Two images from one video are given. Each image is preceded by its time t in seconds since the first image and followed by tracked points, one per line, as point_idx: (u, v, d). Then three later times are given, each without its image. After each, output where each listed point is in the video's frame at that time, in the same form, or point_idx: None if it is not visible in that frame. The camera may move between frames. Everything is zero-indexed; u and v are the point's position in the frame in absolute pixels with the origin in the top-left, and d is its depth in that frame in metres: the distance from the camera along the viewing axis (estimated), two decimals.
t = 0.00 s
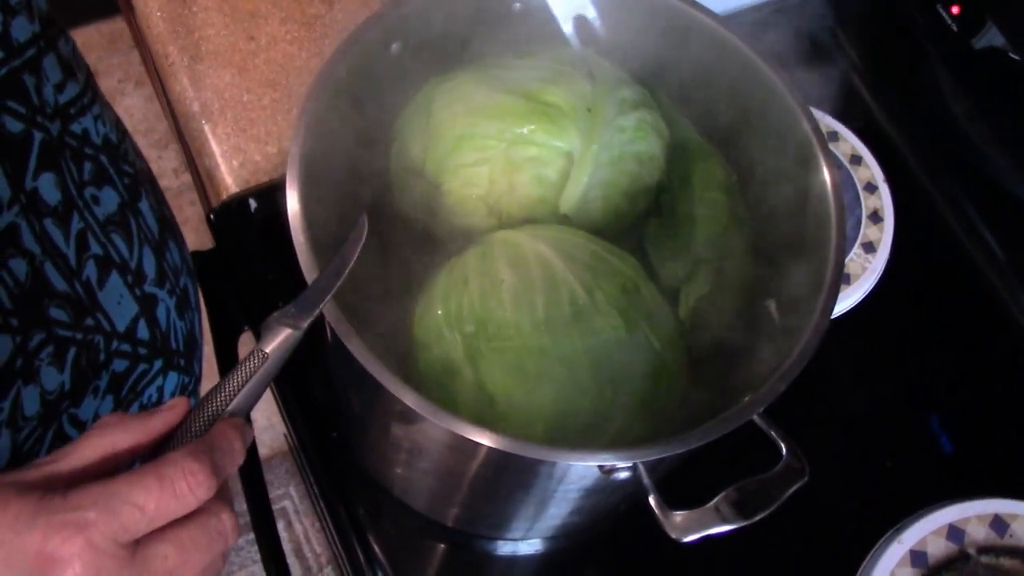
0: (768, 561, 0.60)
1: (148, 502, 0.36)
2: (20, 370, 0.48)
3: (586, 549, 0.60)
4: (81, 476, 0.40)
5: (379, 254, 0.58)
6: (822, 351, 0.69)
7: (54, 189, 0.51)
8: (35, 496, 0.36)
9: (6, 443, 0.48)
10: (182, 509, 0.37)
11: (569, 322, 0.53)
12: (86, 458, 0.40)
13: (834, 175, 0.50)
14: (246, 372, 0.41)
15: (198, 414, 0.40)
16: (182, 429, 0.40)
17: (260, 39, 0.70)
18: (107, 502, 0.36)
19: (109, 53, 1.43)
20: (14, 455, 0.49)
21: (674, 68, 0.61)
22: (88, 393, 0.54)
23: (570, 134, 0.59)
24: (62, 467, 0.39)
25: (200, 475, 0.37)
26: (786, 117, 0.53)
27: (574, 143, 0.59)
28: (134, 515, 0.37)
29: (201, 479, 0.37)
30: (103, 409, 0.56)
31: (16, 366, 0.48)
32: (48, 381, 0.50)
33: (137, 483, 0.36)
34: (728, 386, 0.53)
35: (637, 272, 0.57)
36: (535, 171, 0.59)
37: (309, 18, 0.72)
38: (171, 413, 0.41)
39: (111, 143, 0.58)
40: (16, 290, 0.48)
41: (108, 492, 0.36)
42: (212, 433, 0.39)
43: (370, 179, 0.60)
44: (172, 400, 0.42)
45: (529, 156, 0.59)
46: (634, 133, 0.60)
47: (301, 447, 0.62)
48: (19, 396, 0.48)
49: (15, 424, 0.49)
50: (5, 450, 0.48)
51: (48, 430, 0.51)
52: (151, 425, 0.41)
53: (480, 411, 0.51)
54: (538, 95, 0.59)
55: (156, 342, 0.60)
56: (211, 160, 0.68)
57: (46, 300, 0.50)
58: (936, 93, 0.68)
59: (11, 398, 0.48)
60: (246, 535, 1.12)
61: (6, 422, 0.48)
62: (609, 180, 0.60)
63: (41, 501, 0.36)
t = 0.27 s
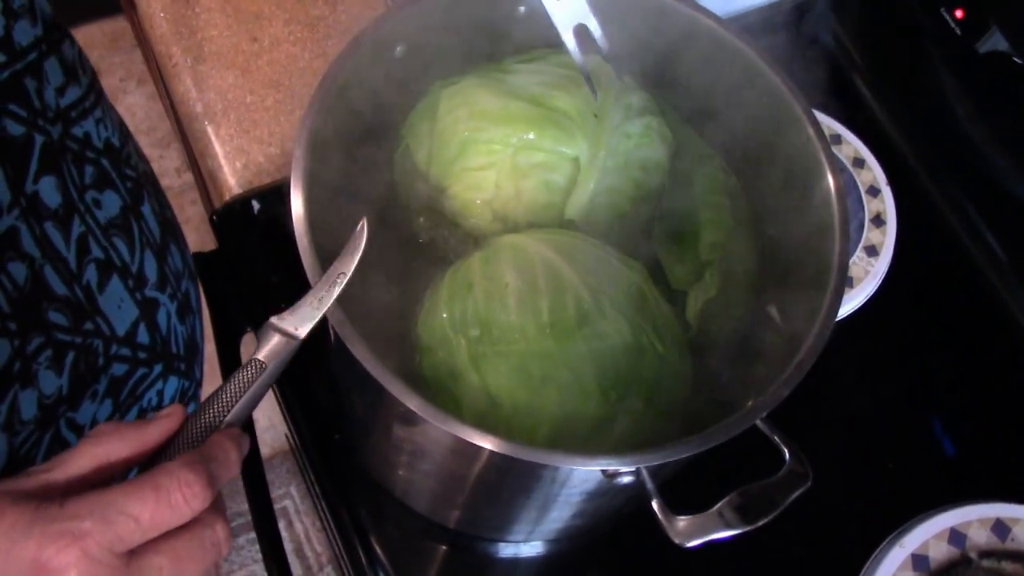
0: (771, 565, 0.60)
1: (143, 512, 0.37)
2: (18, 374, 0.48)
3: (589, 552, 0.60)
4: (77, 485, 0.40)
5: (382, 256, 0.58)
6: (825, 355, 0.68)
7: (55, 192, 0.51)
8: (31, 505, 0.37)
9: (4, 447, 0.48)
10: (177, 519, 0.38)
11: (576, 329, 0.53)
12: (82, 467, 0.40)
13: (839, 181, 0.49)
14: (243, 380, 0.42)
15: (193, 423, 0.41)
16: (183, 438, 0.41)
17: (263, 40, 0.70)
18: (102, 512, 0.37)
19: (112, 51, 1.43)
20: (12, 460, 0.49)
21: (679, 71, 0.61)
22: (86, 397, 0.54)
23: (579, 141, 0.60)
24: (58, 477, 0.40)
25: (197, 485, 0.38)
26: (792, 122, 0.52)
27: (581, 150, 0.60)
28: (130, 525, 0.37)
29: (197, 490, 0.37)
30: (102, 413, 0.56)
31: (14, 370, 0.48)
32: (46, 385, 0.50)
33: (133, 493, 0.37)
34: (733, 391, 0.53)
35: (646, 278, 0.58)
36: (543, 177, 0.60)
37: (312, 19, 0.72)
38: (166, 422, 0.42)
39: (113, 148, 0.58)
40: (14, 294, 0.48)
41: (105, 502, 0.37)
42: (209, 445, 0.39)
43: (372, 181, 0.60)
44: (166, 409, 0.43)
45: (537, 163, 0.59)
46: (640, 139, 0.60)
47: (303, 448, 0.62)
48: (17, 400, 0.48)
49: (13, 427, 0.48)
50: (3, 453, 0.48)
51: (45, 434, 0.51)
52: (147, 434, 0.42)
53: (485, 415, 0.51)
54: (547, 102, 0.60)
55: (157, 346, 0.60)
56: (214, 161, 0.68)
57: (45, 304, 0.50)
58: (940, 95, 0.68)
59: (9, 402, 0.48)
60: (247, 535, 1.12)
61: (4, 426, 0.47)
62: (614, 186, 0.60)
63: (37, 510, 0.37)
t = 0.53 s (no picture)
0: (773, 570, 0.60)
1: (141, 524, 0.36)
2: (16, 373, 0.47)
3: (591, 556, 0.60)
4: (73, 495, 0.39)
5: (385, 256, 0.58)
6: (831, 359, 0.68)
7: (53, 190, 0.51)
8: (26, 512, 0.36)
9: (3, 447, 0.47)
10: (175, 531, 0.37)
11: (581, 333, 0.52)
12: (80, 477, 0.39)
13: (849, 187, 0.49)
14: (246, 392, 0.41)
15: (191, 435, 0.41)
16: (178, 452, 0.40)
17: (268, 38, 0.70)
18: (99, 522, 0.36)
19: (115, 47, 1.42)
20: (10, 461, 0.47)
21: (686, 72, 0.61)
22: (86, 395, 0.53)
23: (581, 140, 0.59)
24: (54, 486, 0.38)
25: (196, 497, 0.37)
26: (801, 126, 0.52)
27: (583, 151, 0.59)
28: (127, 535, 0.36)
29: (197, 502, 0.37)
30: (100, 411, 0.55)
31: (12, 369, 0.47)
32: (44, 384, 0.49)
33: (130, 504, 0.36)
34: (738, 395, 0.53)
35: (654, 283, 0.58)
36: (547, 179, 0.59)
37: (318, 17, 0.71)
38: (166, 433, 0.40)
39: (109, 145, 0.58)
40: (12, 294, 0.47)
41: (101, 512, 0.36)
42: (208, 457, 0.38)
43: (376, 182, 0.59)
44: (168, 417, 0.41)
45: (541, 164, 0.59)
46: (646, 139, 0.59)
47: (303, 446, 0.62)
48: (16, 400, 0.47)
49: (12, 427, 0.47)
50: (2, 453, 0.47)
51: (44, 433, 0.50)
52: (147, 443, 0.40)
53: (489, 418, 0.50)
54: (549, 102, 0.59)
55: (157, 343, 0.60)
56: (218, 159, 0.67)
57: (43, 303, 0.50)
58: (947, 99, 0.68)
59: (8, 401, 0.47)
60: (246, 532, 1.12)
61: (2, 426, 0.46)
62: (620, 188, 0.60)
63: (31, 519, 0.35)
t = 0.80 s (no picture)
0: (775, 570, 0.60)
1: (135, 539, 0.37)
2: (14, 387, 0.47)
3: (593, 556, 0.60)
4: (68, 510, 0.39)
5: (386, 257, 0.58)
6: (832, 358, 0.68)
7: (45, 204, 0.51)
8: (20, 530, 0.36)
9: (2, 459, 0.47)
10: (167, 545, 0.38)
11: (583, 332, 0.53)
12: (73, 493, 0.39)
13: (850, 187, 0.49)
14: (237, 405, 0.40)
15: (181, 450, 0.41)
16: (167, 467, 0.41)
17: (267, 38, 0.70)
18: (94, 540, 0.36)
19: (113, 47, 1.42)
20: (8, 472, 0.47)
21: (685, 70, 0.61)
22: (85, 405, 0.53)
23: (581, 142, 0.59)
24: (48, 501, 0.39)
25: (187, 511, 0.38)
26: (802, 126, 0.52)
27: (586, 150, 0.60)
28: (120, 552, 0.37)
29: (188, 516, 0.38)
30: (99, 420, 0.55)
31: (11, 382, 0.47)
32: (43, 397, 0.49)
33: (124, 521, 0.37)
34: (738, 395, 0.53)
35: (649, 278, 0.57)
36: (547, 178, 0.59)
37: (316, 17, 0.71)
38: (159, 447, 0.41)
39: (104, 154, 0.58)
40: (9, 308, 0.47)
41: (96, 530, 0.37)
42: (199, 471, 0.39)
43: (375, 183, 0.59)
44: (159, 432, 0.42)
45: (540, 163, 0.59)
46: (644, 138, 0.60)
47: (303, 446, 0.62)
48: (14, 413, 0.47)
49: (10, 440, 0.47)
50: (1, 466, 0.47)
51: (43, 444, 0.50)
52: (140, 457, 0.41)
53: (490, 419, 0.50)
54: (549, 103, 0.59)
55: (155, 350, 0.60)
56: (217, 159, 0.67)
57: (40, 315, 0.49)
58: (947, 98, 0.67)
59: (7, 414, 0.47)
60: (246, 532, 1.12)
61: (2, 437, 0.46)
62: (619, 186, 0.59)
63: (26, 538, 0.36)
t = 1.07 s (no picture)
0: (774, 568, 0.60)
1: (138, 553, 0.37)
2: (20, 390, 0.47)
3: (592, 553, 0.60)
4: (70, 523, 0.39)
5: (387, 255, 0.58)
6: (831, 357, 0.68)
7: (56, 204, 0.51)
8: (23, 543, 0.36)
9: (4, 463, 0.47)
10: (168, 560, 0.38)
11: (584, 331, 0.52)
12: (77, 505, 0.39)
13: (850, 186, 0.49)
14: (239, 417, 0.42)
15: (183, 462, 0.42)
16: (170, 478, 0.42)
17: (269, 35, 0.70)
18: (98, 554, 0.36)
19: (114, 43, 1.42)
20: (9, 475, 0.48)
21: (686, 68, 0.61)
22: (86, 408, 0.53)
23: (585, 140, 0.58)
24: (51, 514, 0.39)
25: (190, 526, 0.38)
26: (803, 125, 0.52)
27: (586, 149, 0.58)
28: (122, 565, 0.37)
29: (192, 531, 0.38)
30: (101, 422, 0.55)
31: (16, 385, 0.47)
32: (48, 400, 0.49)
33: (128, 534, 0.37)
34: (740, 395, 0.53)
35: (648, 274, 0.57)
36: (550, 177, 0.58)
37: (319, 14, 0.71)
38: (160, 457, 0.42)
39: (112, 155, 0.58)
40: (17, 309, 0.47)
41: (99, 543, 0.36)
42: (201, 485, 0.40)
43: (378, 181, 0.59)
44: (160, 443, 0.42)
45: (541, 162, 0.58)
46: (645, 137, 0.59)
47: (304, 443, 0.62)
48: (18, 416, 0.47)
49: (13, 443, 0.47)
50: (2, 470, 0.47)
51: (44, 447, 0.50)
52: (142, 469, 0.41)
53: (490, 415, 0.51)
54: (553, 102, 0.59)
55: (157, 353, 0.60)
56: (219, 156, 0.67)
57: (48, 317, 0.50)
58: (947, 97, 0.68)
59: (9, 418, 0.47)
60: (246, 529, 1.12)
61: (4, 441, 0.46)
62: (619, 185, 0.59)
63: (31, 552, 0.35)
